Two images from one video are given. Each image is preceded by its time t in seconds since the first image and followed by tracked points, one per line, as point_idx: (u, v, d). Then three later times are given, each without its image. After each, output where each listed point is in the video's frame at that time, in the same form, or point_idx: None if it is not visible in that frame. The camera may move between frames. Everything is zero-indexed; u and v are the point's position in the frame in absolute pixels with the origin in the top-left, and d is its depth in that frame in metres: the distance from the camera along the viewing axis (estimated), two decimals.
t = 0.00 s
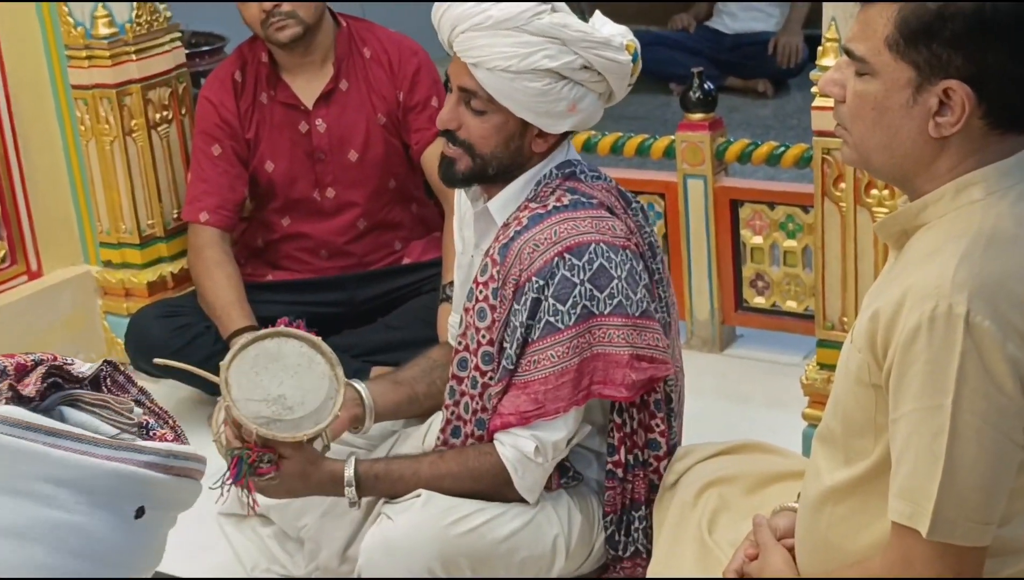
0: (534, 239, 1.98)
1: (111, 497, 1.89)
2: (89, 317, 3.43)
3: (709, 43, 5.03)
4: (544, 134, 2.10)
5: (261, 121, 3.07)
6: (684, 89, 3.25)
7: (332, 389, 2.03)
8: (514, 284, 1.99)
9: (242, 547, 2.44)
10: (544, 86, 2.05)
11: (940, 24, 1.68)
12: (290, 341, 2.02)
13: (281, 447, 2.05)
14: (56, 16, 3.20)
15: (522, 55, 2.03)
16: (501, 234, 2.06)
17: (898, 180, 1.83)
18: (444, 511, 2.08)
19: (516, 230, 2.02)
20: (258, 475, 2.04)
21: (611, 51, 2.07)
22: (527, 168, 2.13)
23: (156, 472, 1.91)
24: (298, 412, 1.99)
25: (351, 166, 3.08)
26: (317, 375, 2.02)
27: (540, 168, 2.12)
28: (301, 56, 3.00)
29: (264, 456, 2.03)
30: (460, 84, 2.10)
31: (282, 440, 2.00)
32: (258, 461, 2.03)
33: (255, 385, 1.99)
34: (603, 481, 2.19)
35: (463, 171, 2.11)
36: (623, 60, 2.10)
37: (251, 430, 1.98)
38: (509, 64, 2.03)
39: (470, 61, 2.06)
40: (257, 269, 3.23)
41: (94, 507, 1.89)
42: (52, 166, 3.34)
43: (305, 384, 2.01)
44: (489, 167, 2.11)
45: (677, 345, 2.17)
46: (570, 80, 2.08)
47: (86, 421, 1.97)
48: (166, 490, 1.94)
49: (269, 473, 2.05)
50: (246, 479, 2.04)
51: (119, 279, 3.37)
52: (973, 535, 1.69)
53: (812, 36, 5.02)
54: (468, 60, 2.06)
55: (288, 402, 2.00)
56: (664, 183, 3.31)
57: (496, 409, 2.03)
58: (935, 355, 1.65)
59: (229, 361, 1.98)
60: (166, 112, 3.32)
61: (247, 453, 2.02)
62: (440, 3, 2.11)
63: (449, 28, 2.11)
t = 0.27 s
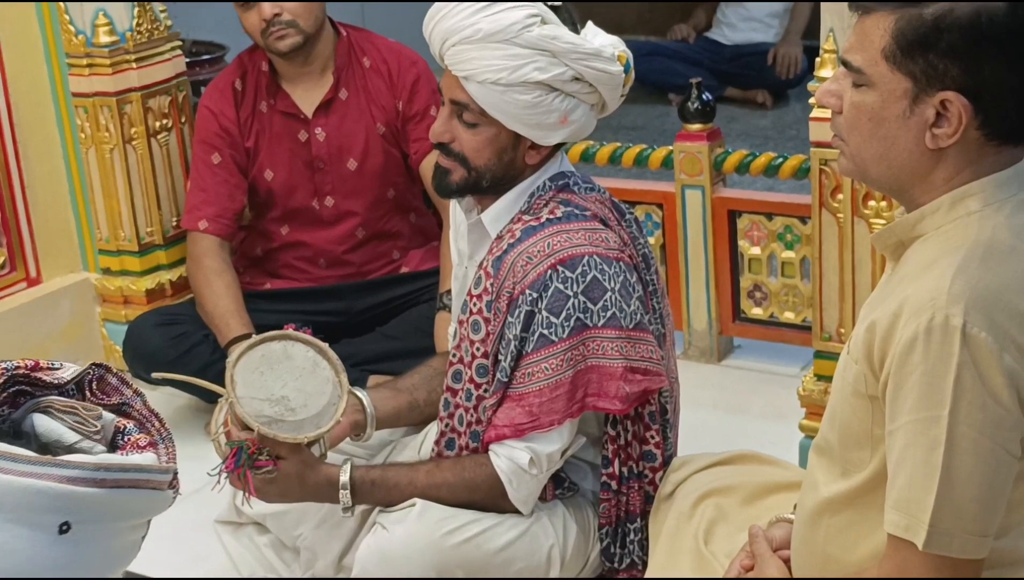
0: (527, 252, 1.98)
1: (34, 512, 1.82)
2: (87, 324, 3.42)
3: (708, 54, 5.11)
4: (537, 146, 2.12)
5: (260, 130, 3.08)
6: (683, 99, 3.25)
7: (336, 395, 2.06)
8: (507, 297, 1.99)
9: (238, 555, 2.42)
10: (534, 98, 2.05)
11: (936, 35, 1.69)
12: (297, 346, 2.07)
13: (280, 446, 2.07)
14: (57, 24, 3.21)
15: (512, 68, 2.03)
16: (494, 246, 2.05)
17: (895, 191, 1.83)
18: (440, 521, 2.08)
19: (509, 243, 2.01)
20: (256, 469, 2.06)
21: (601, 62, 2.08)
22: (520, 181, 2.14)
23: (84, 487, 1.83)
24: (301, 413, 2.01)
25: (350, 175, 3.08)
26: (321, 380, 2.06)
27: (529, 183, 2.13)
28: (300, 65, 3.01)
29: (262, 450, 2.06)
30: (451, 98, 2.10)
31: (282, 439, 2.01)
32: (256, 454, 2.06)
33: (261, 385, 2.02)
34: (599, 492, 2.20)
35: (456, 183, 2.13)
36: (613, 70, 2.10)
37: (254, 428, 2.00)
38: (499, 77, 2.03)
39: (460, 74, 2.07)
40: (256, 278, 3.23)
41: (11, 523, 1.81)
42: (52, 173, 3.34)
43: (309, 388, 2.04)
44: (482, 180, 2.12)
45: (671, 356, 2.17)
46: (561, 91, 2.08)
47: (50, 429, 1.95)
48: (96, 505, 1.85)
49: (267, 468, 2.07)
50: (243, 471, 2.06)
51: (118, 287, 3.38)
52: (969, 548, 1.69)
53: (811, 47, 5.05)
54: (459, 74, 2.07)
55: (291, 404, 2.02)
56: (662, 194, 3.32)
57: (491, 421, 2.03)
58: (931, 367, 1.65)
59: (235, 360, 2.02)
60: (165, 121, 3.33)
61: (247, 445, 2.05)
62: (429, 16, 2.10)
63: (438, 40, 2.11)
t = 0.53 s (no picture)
0: (527, 256, 1.98)
1: None
2: (87, 326, 3.41)
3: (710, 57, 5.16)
4: (533, 148, 2.12)
5: (261, 133, 3.08)
6: (683, 103, 3.26)
7: (338, 400, 2.04)
8: (508, 300, 1.99)
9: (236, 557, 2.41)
10: (536, 97, 2.06)
11: (936, 39, 1.69)
12: (300, 350, 2.05)
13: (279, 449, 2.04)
14: (59, 26, 3.22)
15: (516, 65, 2.04)
16: (494, 251, 2.06)
17: (894, 195, 1.83)
18: (439, 524, 2.08)
19: (509, 247, 2.02)
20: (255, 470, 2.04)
21: (604, 67, 2.09)
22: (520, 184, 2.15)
23: (26, 491, 1.80)
24: (301, 418, 2.00)
25: (350, 178, 3.08)
26: (322, 385, 2.04)
27: (527, 188, 2.13)
28: (301, 68, 3.02)
29: (261, 451, 2.03)
30: (452, 95, 2.11)
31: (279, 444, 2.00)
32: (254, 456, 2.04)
33: (261, 388, 2.00)
34: (599, 495, 2.19)
35: (454, 186, 2.13)
36: (615, 78, 2.11)
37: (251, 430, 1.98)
38: (502, 73, 2.04)
39: (462, 70, 2.07)
40: (256, 281, 3.23)
41: None
42: (53, 175, 3.34)
43: (310, 392, 2.02)
44: (478, 182, 2.12)
45: (672, 360, 2.17)
46: (562, 94, 2.09)
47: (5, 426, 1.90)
48: (41, 507, 1.83)
49: (265, 470, 2.04)
50: (241, 471, 2.04)
51: (119, 290, 3.38)
52: (968, 552, 1.69)
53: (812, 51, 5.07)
54: (462, 69, 2.07)
55: (291, 408, 2.00)
56: (662, 197, 3.32)
57: (491, 424, 2.03)
58: (930, 371, 1.65)
59: (236, 362, 2.00)
60: (166, 124, 3.34)
61: (246, 446, 2.02)
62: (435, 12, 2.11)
63: (443, 36, 2.11)
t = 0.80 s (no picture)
0: (525, 272, 1.98)
1: None
2: (84, 334, 3.42)
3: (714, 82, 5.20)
4: (536, 163, 2.12)
5: (262, 144, 3.09)
6: (684, 124, 3.27)
7: (331, 406, 2.06)
8: (504, 316, 1.99)
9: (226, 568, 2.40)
10: (544, 109, 2.06)
11: (934, 65, 1.70)
12: (296, 356, 2.06)
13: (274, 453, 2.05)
14: (63, 34, 3.23)
15: (527, 75, 2.05)
16: (492, 265, 2.06)
17: (890, 220, 1.82)
18: (430, 538, 2.07)
19: (507, 263, 2.02)
20: (249, 469, 2.05)
21: (613, 86, 2.10)
22: (519, 199, 2.14)
23: (16, 497, 1.80)
24: (295, 422, 2.01)
25: (350, 192, 3.09)
26: (317, 391, 2.05)
27: (528, 204, 2.13)
28: (304, 80, 3.03)
29: (257, 451, 2.04)
30: (460, 102, 2.12)
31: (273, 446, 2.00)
32: (250, 454, 2.05)
33: (256, 391, 2.01)
34: (590, 513, 2.18)
35: (455, 199, 2.13)
36: (623, 97, 2.12)
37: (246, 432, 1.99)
38: (511, 82, 2.05)
39: (472, 77, 2.08)
40: (254, 292, 3.23)
41: None
42: (53, 182, 3.35)
43: (305, 397, 2.04)
44: (480, 193, 2.12)
45: (667, 380, 2.17)
46: (570, 109, 2.09)
47: None
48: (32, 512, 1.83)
49: (259, 469, 2.06)
50: (236, 469, 2.05)
51: (116, 297, 3.38)
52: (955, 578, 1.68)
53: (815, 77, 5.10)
54: (471, 77, 2.08)
55: (286, 412, 2.01)
56: (662, 218, 3.32)
57: (484, 439, 2.02)
58: (923, 396, 1.65)
59: (233, 364, 2.01)
60: (169, 133, 3.35)
61: (242, 444, 2.02)
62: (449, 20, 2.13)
63: (455, 45, 2.14)
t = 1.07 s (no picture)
0: (532, 281, 1.98)
1: None
2: (87, 340, 3.45)
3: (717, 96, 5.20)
4: (523, 173, 2.10)
5: (265, 153, 3.10)
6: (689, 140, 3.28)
7: (334, 423, 2.05)
8: (510, 324, 1.99)
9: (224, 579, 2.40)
10: (523, 121, 2.04)
11: (939, 83, 1.71)
12: (302, 371, 2.07)
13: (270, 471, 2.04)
14: (71, 41, 3.23)
15: (506, 86, 2.04)
16: (500, 273, 2.06)
17: (893, 238, 1.83)
18: (429, 549, 2.06)
19: (515, 271, 2.02)
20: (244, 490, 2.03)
21: (598, 101, 2.05)
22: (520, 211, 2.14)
23: (22, 521, 1.80)
24: (295, 438, 1.99)
25: (353, 202, 3.09)
26: (321, 407, 2.05)
27: (535, 215, 2.12)
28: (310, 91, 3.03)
29: (252, 472, 2.03)
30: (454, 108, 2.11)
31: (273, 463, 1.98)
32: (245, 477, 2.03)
33: (259, 406, 2.01)
34: (589, 527, 2.18)
35: (444, 202, 2.13)
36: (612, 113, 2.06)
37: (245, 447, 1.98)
38: (491, 93, 2.04)
39: (459, 85, 2.09)
40: (256, 301, 3.24)
41: None
42: (58, 188, 3.35)
43: (309, 412, 2.04)
44: (470, 201, 2.12)
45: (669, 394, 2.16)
46: (553, 122, 2.06)
47: (3, 427, 1.91)
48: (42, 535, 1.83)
49: (255, 490, 2.04)
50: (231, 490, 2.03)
51: (118, 304, 3.39)
52: None
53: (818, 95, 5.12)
54: (459, 83, 2.09)
55: (287, 428, 2.00)
56: (665, 233, 3.32)
57: (486, 448, 2.02)
58: (925, 413, 1.65)
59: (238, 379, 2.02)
60: (174, 140, 3.35)
61: (237, 464, 2.01)
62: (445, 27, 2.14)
63: (451, 47, 2.13)
